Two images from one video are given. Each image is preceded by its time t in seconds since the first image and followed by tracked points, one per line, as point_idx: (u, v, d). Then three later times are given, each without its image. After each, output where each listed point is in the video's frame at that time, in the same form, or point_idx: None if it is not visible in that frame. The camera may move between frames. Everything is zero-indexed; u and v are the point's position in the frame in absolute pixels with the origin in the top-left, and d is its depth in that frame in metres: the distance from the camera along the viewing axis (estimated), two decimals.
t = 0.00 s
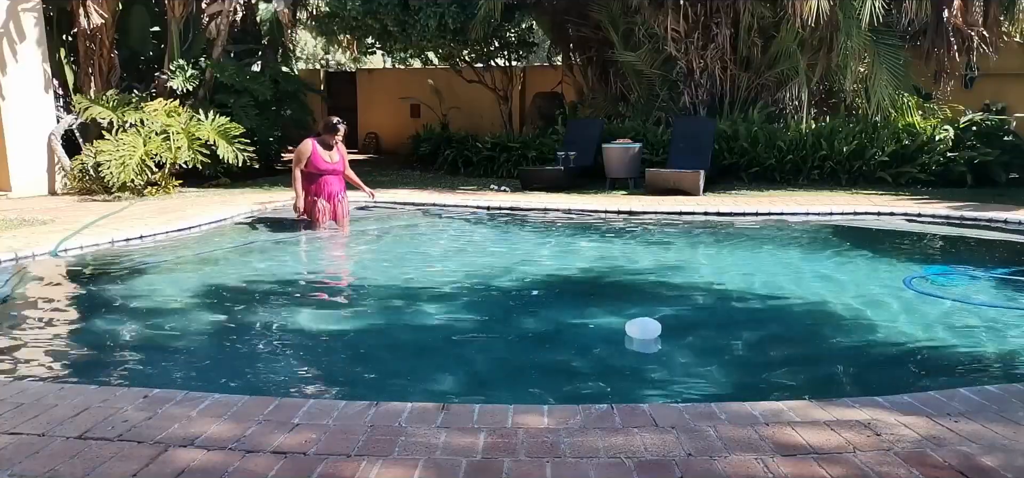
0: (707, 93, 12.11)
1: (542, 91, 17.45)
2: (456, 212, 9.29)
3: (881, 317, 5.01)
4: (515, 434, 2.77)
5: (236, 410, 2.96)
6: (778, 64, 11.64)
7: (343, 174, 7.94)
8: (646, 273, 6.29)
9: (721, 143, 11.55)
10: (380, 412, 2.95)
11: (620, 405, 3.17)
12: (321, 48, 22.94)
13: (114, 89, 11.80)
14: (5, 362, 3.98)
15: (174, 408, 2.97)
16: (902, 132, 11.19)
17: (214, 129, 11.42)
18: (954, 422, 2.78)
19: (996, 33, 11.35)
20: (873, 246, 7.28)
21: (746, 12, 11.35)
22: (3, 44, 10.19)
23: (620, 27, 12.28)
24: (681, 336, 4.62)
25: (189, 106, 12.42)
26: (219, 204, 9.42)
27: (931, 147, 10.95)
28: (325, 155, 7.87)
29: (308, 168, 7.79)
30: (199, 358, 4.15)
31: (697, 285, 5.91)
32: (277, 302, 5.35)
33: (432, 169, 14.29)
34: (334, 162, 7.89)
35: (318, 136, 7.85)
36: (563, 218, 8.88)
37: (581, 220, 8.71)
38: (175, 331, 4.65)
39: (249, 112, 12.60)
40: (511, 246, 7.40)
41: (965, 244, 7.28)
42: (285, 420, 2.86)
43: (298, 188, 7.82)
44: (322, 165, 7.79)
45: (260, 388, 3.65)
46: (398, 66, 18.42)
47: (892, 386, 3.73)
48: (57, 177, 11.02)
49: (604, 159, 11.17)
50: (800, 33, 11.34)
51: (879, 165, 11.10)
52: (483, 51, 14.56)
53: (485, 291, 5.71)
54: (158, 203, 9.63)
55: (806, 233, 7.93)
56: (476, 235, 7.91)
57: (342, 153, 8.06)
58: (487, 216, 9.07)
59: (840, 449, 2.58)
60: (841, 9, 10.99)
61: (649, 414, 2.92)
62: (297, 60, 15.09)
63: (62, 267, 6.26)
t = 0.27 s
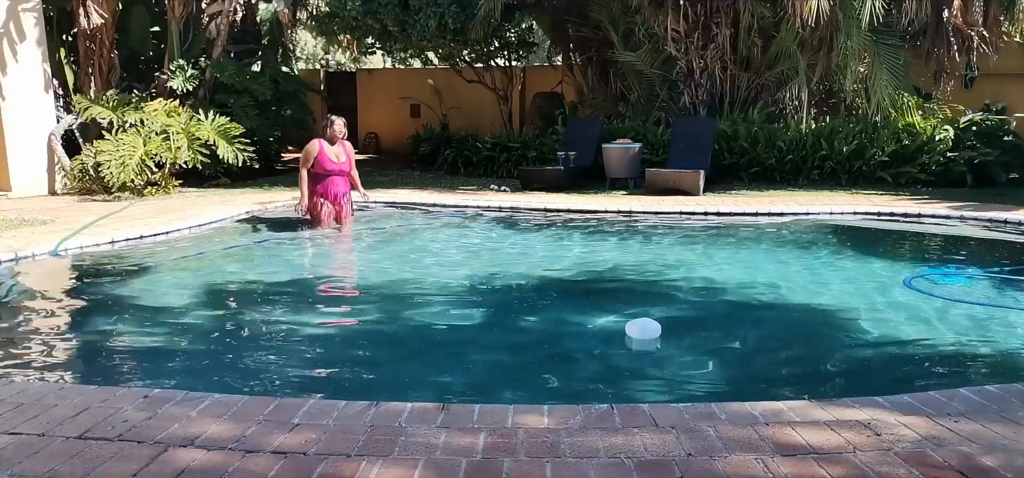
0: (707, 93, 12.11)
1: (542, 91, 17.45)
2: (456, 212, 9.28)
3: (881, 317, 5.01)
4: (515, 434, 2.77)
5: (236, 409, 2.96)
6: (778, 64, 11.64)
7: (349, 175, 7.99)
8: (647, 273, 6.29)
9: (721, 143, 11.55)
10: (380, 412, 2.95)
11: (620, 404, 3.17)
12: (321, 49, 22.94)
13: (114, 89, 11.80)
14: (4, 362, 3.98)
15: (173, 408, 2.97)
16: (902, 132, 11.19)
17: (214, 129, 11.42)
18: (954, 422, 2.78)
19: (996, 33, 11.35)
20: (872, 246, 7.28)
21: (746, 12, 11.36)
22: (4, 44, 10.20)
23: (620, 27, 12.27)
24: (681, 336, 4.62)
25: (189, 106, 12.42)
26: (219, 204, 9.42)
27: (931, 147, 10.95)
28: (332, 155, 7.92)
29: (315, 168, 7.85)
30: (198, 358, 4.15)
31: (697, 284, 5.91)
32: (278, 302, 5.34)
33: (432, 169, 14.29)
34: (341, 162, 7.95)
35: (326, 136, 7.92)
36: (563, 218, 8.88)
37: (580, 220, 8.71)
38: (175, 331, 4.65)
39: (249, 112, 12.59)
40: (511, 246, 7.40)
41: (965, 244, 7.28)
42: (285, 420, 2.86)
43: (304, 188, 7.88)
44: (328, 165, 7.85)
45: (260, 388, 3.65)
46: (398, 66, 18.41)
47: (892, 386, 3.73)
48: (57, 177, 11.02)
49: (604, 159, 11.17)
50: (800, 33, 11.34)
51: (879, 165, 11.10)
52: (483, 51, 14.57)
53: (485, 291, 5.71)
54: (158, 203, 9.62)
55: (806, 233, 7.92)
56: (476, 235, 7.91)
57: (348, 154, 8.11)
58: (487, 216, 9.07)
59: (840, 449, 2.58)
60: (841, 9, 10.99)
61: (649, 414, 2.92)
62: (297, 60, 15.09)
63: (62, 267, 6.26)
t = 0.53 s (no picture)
0: (707, 93, 12.11)
1: (542, 91, 17.46)
2: (456, 212, 9.29)
3: (881, 317, 5.01)
4: (515, 434, 2.77)
5: (236, 410, 2.96)
6: (778, 64, 11.64)
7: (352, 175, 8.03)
8: (647, 273, 6.29)
9: (721, 143, 11.55)
10: (380, 412, 2.95)
11: (620, 404, 3.17)
12: (321, 48, 22.95)
13: (114, 90, 11.80)
14: (4, 362, 3.98)
15: (173, 408, 2.97)
16: (902, 132, 11.20)
17: (214, 129, 11.42)
18: (954, 422, 2.78)
19: (996, 33, 11.35)
20: (872, 246, 7.28)
21: (746, 12, 11.36)
22: (4, 44, 10.20)
23: (620, 27, 12.28)
24: (681, 336, 4.62)
25: (189, 106, 12.42)
26: (219, 204, 9.42)
27: (931, 147, 10.95)
28: (336, 155, 7.97)
29: (318, 167, 7.89)
30: (198, 358, 4.15)
31: (697, 285, 5.91)
32: (277, 302, 5.35)
33: (432, 169, 14.29)
34: (344, 163, 7.99)
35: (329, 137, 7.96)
36: (562, 218, 8.88)
37: (581, 220, 8.71)
38: (176, 332, 4.65)
39: (249, 112, 12.59)
40: (511, 246, 7.40)
41: (965, 244, 7.28)
42: (285, 420, 2.85)
43: (307, 187, 7.90)
44: (332, 165, 7.88)
45: (260, 388, 3.65)
46: (398, 66, 18.42)
47: (892, 386, 3.73)
48: (57, 177, 11.02)
49: (604, 159, 11.17)
50: (800, 33, 11.35)
51: (879, 165, 11.10)
52: (483, 51, 14.57)
53: (485, 291, 5.71)
54: (158, 203, 9.62)
55: (806, 233, 7.92)
56: (476, 235, 7.91)
57: (352, 154, 8.15)
58: (487, 216, 9.07)
59: (840, 449, 2.58)
60: (841, 9, 10.98)
61: (649, 414, 2.92)
62: (297, 60, 15.10)
63: (62, 267, 6.26)
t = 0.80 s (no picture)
0: (707, 93, 12.11)
1: (542, 91, 17.46)
2: (456, 212, 9.28)
3: (881, 317, 5.01)
4: (515, 434, 2.77)
5: (236, 410, 2.95)
6: (778, 64, 11.63)
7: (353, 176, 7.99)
8: (647, 273, 6.28)
9: (721, 143, 11.55)
10: (380, 412, 2.95)
11: (620, 404, 3.17)
12: (321, 49, 22.95)
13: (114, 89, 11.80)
14: (4, 362, 3.98)
15: (173, 408, 2.97)
16: (902, 132, 11.19)
17: (214, 129, 11.42)
18: (954, 422, 2.78)
19: (996, 33, 11.35)
20: (872, 246, 7.28)
21: (746, 12, 11.36)
22: (3, 44, 10.19)
23: (620, 27, 12.27)
24: (681, 336, 4.62)
25: (189, 106, 12.42)
26: (219, 204, 9.43)
27: (931, 147, 10.95)
28: (336, 158, 7.94)
29: (318, 169, 7.86)
30: (198, 358, 4.15)
31: (697, 285, 5.91)
32: (277, 302, 5.35)
33: (432, 169, 14.29)
34: (343, 163, 7.96)
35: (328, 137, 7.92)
36: (563, 218, 8.88)
37: (581, 220, 8.71)
38: (176, 332, 4.64)
39: (249, 112, 12.59)
40: (511, 246, 7.40)
41: (965, 244, 7.28)
42: (285, 420, 2.85)
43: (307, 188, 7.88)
44: (331, 166, 7.85)
45: (261, 389, 3.65)
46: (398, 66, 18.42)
47: (892, 386, 3.73)
48: (57, 177, 11.02)
49: (604, 159, 11.17)
50: (800, 33, 11.34)
51: (879, 165, 11.10)
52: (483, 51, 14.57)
53: (485, 291, 5.71)
54: (158, 203, 9.62)
55: (806, 233, 7.92)
56: (476, 235, 7.91)
57: (351, 153, 8.11)
58: (487, 216, 9.07)
59: (840, 449, 2.58)
60: (841, 9, 10.98)
61: (649, 414, 2.92)
62: (297, 60, 15.10)
63: (62, 267, 6.26)
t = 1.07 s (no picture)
0: (707, 93, 12.11)
1: (542, 91, 17.46)
2: (456, 212, 9.29)
3: (881, 317, 5.01)
4: (515, 434, 2.77)
5: (236, 410, 2.95)
6: (778, 64, 11.63)
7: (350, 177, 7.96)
8: (647, 273, 6.29)
9: (721, 143, 11.56)
10: (380, 412, 2.95)
11: (620, 404, 3.17)
12: (321, 49, 22.96)
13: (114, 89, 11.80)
14: (4, 362, 3.98)
15: (173, 408, 2.97)
16: (902, 132, 11.19)
17: (214, 129, 11.42)
18: (954, 422, 2.79)
19: (996, 33, 11.35)
20: (872, 246, 7.28)
21: (746, 12, 11.36)
22: (3, 44, 10.19)
23: (620, 27, 12.27)
24: (681, 336, 4.62)
25: (189, 106, 12.42)
26: (219, 204, 9.43)
27: (931, 147, 10.95)
28: (334, 158, 7.93)
29: (316, 169, 7.87)
30: (198, 358, 4.14)
31: (697, 285, 5.91)
32: (277, 302, 5.35)
33: (432, 169, 14.29)
34: (342, 164, 7.96)
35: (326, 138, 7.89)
36: (563, 218, 8.88)
37: (581, 220, 8.71)
38: (176, 332, 4.64)
39: (249, 112, 12.59)
40: (511, 246, 7.40)
41: (965, 244, 7.28)
42: (285, 420, 2.85)
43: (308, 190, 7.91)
44: (330, 167, 7.85)
45: (260, 389, 3.65)
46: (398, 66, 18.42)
47: (892, 386, 3.73)
48: (57, 177, 11.02)
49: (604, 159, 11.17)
50: (800, 33, 11.34)
51: (879, 165, 11.10)
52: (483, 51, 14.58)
53: (485, 291, 5.71)
54: (158, 203, 9.62)
55: (806, 233, 7.92)
56: (476, 235, 7.91)
57: (350, 153, 8.10)
58: (487, 216, 9.07)
59: (840, 449, 2.58)
60: (841, 9, 10.98)
61: (649, 415, 2.92)
62: (297, 60, 15.10)
63: (62, 267, 6.26)
